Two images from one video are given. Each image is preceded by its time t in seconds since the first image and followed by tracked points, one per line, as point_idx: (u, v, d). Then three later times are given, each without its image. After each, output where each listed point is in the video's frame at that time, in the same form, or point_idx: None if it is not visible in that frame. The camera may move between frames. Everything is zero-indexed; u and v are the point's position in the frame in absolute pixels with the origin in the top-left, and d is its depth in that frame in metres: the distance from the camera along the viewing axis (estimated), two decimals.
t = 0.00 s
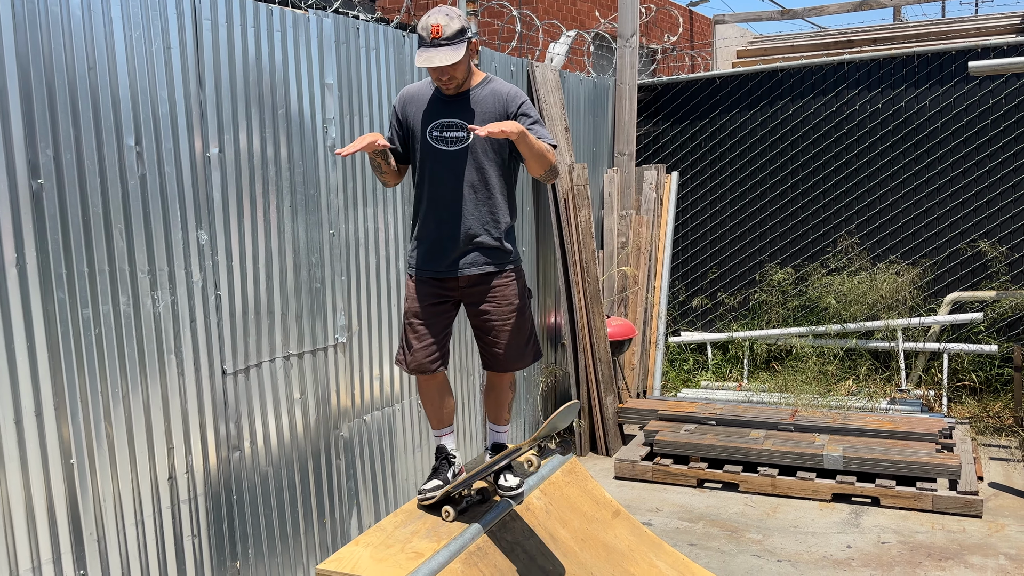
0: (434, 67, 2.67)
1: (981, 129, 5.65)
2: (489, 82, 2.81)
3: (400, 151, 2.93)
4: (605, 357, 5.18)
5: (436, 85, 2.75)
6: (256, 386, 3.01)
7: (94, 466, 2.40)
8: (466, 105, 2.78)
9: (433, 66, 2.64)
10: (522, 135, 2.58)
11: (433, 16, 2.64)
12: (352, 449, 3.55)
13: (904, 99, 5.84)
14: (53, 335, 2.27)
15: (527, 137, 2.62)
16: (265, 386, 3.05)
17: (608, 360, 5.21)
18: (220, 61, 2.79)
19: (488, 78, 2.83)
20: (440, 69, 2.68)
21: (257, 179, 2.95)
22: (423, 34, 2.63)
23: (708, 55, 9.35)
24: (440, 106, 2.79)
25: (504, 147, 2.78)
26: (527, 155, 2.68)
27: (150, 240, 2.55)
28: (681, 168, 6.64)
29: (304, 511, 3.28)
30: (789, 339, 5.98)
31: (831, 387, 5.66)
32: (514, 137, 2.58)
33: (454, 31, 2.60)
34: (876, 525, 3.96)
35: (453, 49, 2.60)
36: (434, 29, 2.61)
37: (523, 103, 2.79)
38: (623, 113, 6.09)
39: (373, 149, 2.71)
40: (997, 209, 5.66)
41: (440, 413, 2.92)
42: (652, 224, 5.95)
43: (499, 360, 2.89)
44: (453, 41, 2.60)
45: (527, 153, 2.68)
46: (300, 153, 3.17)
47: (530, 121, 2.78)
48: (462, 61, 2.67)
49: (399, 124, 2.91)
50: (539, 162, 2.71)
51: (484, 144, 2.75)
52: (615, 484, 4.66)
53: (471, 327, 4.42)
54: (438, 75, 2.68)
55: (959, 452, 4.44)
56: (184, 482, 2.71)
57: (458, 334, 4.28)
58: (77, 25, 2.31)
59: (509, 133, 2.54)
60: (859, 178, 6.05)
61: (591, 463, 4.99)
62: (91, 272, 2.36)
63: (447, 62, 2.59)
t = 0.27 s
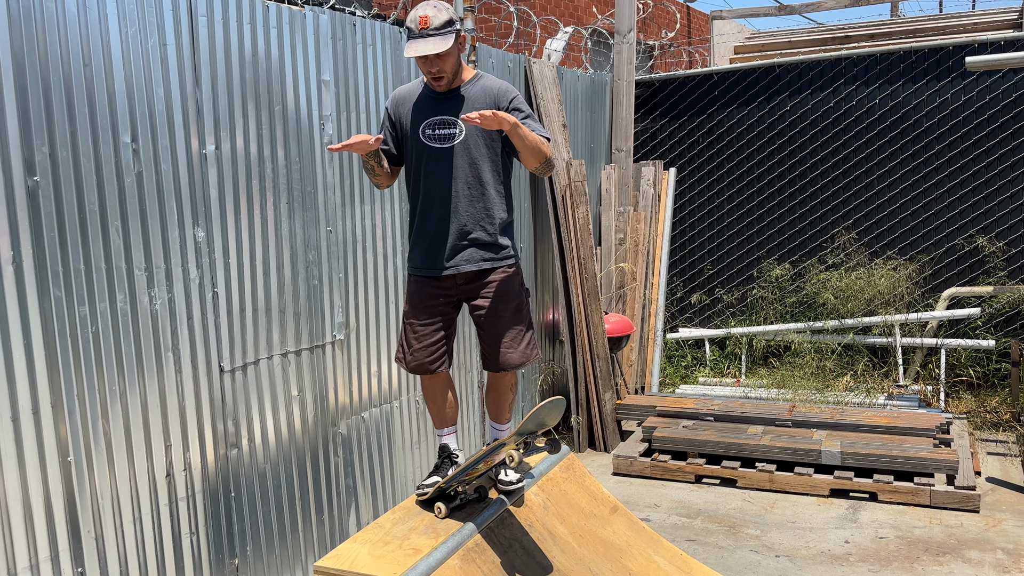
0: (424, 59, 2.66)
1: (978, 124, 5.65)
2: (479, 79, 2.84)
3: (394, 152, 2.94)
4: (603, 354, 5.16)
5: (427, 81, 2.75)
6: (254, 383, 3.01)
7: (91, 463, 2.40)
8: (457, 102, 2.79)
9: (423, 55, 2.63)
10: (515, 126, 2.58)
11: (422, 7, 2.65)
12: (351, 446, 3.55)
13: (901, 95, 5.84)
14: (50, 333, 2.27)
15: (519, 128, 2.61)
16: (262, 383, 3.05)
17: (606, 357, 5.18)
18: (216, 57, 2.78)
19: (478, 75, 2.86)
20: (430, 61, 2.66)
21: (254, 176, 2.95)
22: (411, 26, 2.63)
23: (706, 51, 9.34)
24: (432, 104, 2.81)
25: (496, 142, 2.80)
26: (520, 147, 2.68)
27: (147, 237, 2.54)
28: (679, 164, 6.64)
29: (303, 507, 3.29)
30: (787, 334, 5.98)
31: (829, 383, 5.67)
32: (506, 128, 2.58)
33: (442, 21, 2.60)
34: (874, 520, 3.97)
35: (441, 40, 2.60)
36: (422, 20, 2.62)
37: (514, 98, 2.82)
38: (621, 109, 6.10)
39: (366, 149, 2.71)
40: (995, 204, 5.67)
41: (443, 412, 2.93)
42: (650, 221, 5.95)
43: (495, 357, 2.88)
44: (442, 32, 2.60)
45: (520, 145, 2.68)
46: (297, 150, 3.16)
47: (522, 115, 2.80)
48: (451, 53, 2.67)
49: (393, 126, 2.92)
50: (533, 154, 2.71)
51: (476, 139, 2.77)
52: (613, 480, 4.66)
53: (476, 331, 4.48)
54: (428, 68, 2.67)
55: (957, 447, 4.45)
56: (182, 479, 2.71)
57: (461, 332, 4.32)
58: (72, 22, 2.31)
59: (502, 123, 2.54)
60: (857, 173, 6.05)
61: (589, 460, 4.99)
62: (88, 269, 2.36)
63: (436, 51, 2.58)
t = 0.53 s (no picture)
0: (423, 51, 2.68)
1: (975, 120, 5.65)
2: (483, 80, 2.84)
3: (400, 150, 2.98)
4: (601, 350, 5.16)
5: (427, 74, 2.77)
6: (252, 380, 3.01)
7: (89, 461, 2.40)
8: (460, 102, 2.81)
9: (423, 46, 2.65)
10: (511, 134, 2.56)
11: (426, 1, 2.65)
12: (349, 442, 3.55)
13: (899, 90, 5.84)
14: (47, 330, 2.27)
15: (516, 136, 2.59)
16: (260, 380, 3.05)
17: (604, 353, 5.18)
18: (213, 54, 2.78)
19: (482, 75, 2.87)
20: (430, 54, 2.68)
21: (252, 173, 2.95)
22: (412, 19, 2.64)
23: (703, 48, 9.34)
24: (436, 102, 2.84)
25: (495, 142, 2.79)
26: (517, 153, 2.66)
27: (144, 235, 2.54)
28: (676, 161, 6.64)
29: (301, 504, 3.29)
30: (786, 330, 5.99)
31: (827, 379, 5.68)
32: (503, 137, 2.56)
33: (442, 15, 2.60)
34: (871, 516, 3.98)
35: (440, 33, 2.59)
36: (423, 13, 2.62)
37: (516, 101, 2.80)
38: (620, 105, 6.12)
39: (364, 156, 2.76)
40: (992, 199, 5.67)
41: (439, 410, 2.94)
42: (647, 217, 5.94)
43: (491, 359, 2.89)
44: (441, 25, 2.60)
45: (517, 151, 2.66)
46: (295, 147, 3.16)
47: (524, 118, 2.77)
48: (451, 47, 2.67)
49: (400, 124, 2.96)
50: (530, 159, 2.69)
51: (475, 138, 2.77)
52: (612, 476, 4.66)
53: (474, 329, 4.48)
54: (428, 60, 2.69)
55: (954, 442, 4.46)
56: (180, 476, 2.71)
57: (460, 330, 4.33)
58: (69, 18, 2.30)
59: (497, 133, 2.52)
60: (854, 169, 6.06)
61: (587, 456, 5.00)
62: (85, 266, 2.36)
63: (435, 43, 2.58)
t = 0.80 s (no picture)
0: (424, 47, 2.68)
1: (973, 116, 5.66)
2: (485, 76, 2.84)
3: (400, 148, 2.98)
4: (599, 348, 5.16)
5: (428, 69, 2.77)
6: (251, 378, 3.01)
7: (88, 459, 2.40)
8: (461, 98, 2.81)
9: (423, 41, 2.65)
10: (509, 129, 2.56)
11: None
12: (348, 440, 3.56)
13: (897, 87, 5.84)
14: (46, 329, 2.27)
15: (514, 132, 2.59)
16: (259, 378, 3.05)
17: (603, 351, 5.19)
18: (211, 52, 2.77)
19: (484, 72, 2.86)
20: (430, 50, 2.69)
21: (250, 171, 2.94)
22: (413, 14, 2.64)
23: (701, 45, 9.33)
24: (436, 99, 2.84)
25: (495, 138, 2.79)
26: (515, 148, 2.66)
27: (142, 232, 2.53)
28: (675, 158, 6.63)
29: (300, 503, 3.29)
30: (784, 327, 5.98)
31: (825, 376, 5.69)
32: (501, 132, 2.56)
33: (443, 11, 2.61)
34: (870, 512, 3.98)
35: (441, 29, 2.60)
36: (423, 9, 2.62)
37: (516, 97, 2.80)
38: (617, 103, 6.11)
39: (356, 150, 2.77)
40: (990, 196, 5.68)
41: (438, 408, 2.95)
42: (646, 214, 5.94)
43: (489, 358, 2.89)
44: (442, 21, 2.60)
45: (516, 147, 2.65)
46: (293, 145, 3.16)
47: (523, 115, 2.77)
48: (451, 42, 2.67)
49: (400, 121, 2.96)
50: (529, 155, 2.69)
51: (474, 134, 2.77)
52: (610, 474, 4.67)
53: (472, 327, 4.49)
54: (428, 55, 2.69)
55: (952, 439, 4.47)
56: (179, 475, 2.71)
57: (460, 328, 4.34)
58: (66, 16, 2.30)
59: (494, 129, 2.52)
60: (852, 166, 6.06)
61: (586, 453, 5.00)
62: (83, 265, 2.35)
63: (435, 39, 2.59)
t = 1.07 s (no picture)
0: (422, 47, 2.68)
1: (970, 115, 5.67)
2: (481, 75, 2.83)
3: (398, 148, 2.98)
4: (597, 347, 5.17)
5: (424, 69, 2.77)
6: (249, 377, 3.01)
7: (85, 458, 2.39)
8: (457, 98, 2.81)
9: (421, 41, 2.65)
10: (505, 128, 2.56)
11: None
12: (346, 439, 3.55)
13: (894, 86, 5.85)
14: (43, 328, 2.26)
15: (510, 130, 2.59)
16: (256, 377, 3.04)
17: (601, 350, 5.19)
18: (208, 50, 2.77)
19: (480, 71, 2.86)
20: (428, 49, 2.68)
21: (247, 169, 2.94)
22: (411, 14, 2.65)
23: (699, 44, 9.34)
24: (432, 98, 2.83)
25: (492, 138, 2.78)
26: (512, 147, 2.66)
27: (139, 231, 2.53)
28: (672, 156, 6.64)
29: (298, 502, 3.29)
30: (781, 326, 5.97)
31: (822, 374, 5.69)
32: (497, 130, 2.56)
33: (440, 10, 2.62)
34: (867, 510, 3.99)
35: (439, 28, 2.60)
36: (422, 9, 2.63)
37: (512, 96, 2.80)
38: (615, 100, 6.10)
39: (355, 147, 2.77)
40: (986, 195, 5.69)
41: (436, 407, 2.95)
42: (644, 213, 5.94)
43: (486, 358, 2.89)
44: (440, 20, 2.61)
45: (512, 146, 2.65)
46: (290, 143, 3.15)
47: (520, 113, 2.77)
48: (449, 42, 2.68)
49: (397, 121, 2.96)
50: (526, 155, 2.68)
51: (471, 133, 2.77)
52: (608, 472, 4.67)
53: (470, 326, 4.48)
54: (425, 55, 2.69)
55: (950, 437, 4.47)
56: (177, 474, 2.71)
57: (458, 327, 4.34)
58: (63, 14, 2.29)
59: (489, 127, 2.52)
60: (850, 164, 6.06)
61: (584, 451, 5.00)
62: (81, 264, 2.35)
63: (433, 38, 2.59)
